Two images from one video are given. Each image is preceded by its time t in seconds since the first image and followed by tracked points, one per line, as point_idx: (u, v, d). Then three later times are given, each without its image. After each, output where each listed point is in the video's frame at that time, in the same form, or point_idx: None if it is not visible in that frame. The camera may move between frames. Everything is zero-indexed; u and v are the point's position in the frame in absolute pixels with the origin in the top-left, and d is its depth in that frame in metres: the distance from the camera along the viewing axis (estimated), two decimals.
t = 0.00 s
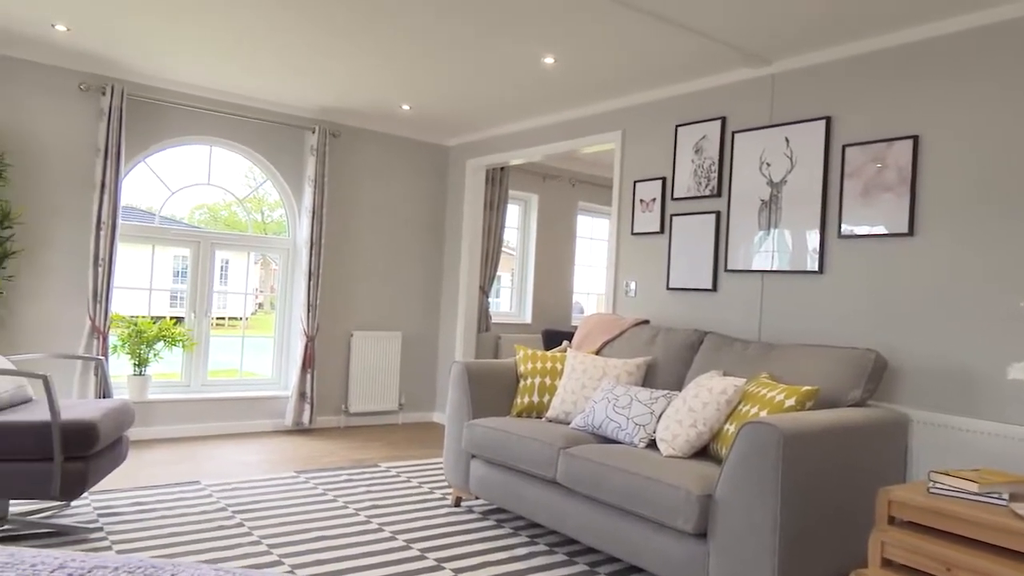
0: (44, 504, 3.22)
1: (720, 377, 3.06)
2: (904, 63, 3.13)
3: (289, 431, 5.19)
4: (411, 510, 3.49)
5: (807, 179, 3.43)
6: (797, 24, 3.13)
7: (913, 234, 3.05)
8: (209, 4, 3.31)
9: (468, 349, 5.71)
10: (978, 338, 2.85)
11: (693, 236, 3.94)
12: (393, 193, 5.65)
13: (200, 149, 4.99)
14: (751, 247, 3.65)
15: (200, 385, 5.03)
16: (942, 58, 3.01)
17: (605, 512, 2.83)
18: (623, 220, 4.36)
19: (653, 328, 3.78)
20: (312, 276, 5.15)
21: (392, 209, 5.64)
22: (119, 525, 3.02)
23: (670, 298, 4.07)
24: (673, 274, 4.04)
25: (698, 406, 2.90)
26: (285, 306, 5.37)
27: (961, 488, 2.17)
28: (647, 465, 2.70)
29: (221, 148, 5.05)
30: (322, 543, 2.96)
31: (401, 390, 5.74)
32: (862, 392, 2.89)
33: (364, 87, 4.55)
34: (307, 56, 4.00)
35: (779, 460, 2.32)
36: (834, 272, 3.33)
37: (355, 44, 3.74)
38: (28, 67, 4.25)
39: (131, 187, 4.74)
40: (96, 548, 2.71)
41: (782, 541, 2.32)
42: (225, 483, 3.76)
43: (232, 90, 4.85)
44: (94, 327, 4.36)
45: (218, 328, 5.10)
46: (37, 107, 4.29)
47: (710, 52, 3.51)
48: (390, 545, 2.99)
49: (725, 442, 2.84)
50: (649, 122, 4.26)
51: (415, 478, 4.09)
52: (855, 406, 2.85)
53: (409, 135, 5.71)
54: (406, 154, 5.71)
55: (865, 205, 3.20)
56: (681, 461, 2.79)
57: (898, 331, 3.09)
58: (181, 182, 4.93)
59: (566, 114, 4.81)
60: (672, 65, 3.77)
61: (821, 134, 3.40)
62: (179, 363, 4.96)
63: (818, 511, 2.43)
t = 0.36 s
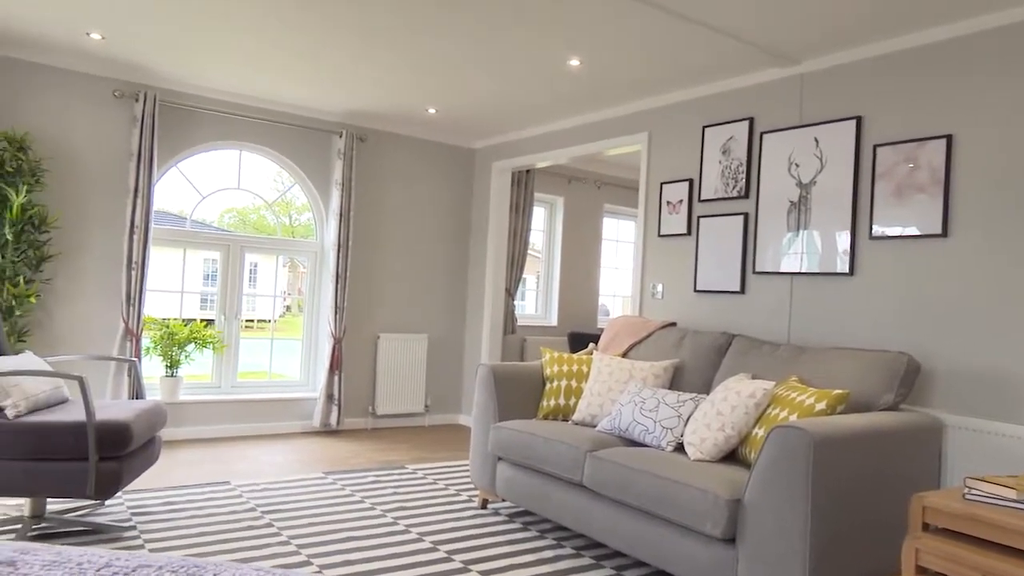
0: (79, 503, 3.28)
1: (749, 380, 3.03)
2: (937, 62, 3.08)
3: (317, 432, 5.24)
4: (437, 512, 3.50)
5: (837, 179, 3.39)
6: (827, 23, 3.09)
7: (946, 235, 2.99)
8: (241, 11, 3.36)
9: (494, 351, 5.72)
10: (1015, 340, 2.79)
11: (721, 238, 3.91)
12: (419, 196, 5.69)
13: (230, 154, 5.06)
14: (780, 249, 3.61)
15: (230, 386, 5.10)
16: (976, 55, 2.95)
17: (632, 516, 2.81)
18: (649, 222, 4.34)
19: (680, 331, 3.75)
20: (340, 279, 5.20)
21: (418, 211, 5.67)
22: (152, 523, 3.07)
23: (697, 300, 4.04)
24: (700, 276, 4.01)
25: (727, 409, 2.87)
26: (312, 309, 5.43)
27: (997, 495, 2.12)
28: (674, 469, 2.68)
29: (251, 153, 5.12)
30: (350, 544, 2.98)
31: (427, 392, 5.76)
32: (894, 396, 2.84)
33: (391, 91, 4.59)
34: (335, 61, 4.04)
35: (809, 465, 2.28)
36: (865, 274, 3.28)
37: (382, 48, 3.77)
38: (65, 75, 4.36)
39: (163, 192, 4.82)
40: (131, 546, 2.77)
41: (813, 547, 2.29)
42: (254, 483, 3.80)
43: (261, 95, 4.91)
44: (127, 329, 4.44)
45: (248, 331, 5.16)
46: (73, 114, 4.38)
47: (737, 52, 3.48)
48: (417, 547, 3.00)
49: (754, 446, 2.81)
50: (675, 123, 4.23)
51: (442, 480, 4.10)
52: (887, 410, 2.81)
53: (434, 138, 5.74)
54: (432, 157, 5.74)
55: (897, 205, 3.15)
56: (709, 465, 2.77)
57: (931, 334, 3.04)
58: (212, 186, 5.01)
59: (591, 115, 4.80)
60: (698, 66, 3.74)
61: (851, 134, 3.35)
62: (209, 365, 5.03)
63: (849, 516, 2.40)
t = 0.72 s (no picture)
0: (116, 503, 3.34)
1: (781, 384, 2.99)
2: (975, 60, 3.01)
3: (347, 434, 5.28)
4: (466, 515, 3.50)
5: (870, 180, 3.33)
6: (860, 22, 3.04)
7: (985, 237, 2.93)
8: (274, 19, 3.41)
9: (522, 354, 5.72)
10: None
11: (752, 240, 3.86)
12: (447, 200, 5.71)
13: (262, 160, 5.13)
14: (812, 251, 3.56)
15: (261, 389, 5.16)
16: (1015, 52, 2.88)
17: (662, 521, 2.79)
18: (678, 225, 4.31)
19: (711, 334, 3.71)
20: (369, 282, 5.24)
21: (446, 215, 5.69)
22: (186, 523, 3.12)
23: (728, 303, 3.99)
24: (730, 279, 3.97)
25: (759, 414, 2.84)
26: (342, 312, 5.47)
27: None
28: (705, 474, 2.65)
29: (282, 158, 5.18)
30: (379, 546, 2.99)
31: (456, 395, 5.78)
32: (932, 402, 2.78)
33: (419, 95, 4.62)
34: (365, 67, 4.07)
35: (843, 471, 2.25)
36: (900, 277, 3.22)
37: (410, 54, 3.79)
38: (103, 83, 4.45)
39: (197, 197, 4.90)
40: (166, 545, 2.81)
41: (847, 555, 2.25)
42: (285, 485, 3.84)
43: (292, 101, 4.97)
44: (162, 332, 4.52)
45: (279, 334, 5.23)
46: (110, 122, 4.48)
47: (769, 52, 3.44)
48: (446, 550, 3.00)
49: (786, 452, 2.77)
50: (705, 125, 4.19)
51: (470, 483, 4.11)
52: (924, 416, 2.75)
53: (462, 142, 5.76)
54: (460, 161, 5.76)
55: (934, 207, 3.09)
56: (741, 470, 2.73)
57: (970, 338, 2.97)
58: (244, 191, 5.08)
59: (620, 118, 4.77)
60: (728, 67, 3.71)
61: (885, 134, 3.29)
62: (241, 368, 5.10)
63: (885, 524, 2.35)
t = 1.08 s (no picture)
0: (148, 504, 3.40)
1: (811, 389, 2.95)
2: (1009, 58, 2.95)
3: (373, 438, 5.31)
4: (491, 519, 3.50)
5: (901, 182, 3.28)
6: (890, 22, 3.00)
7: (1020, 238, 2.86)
8: (302, 26, 3.45)
9: (548, 358, 5.71)
10: None
11: (780, 243, 3.82)
12: (472, 204, 5.73)
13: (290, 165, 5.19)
14: (842, 254, 3.52)
15: (289, 392, 5.22)
16: None
17: (689, 527, 2.76)
18: (705, 228, 4.28)
19: (738, 339, 3.68)
20: (395, 286, 5.27)
21: (471, 219, 5.71)
22: (216, 525, 3.16)
23: (755, 307, 3.95)
24: (758, 283, 3.93)
25: (788, 419, 2.81)
26: (368, 316, 5.51)
27: None
28: (733, 479, 2.62)
29: (309, 163, 5.24)
30: (405, 549, 3.00)
31: (481, 399, 5.79)
32: (966, 407, 2.72)
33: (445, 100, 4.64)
34: (391, 73, 4.11)
35: (873, 477, 2.21)
36: (933, 280, 3.16)
37: (435, 58, 3.82)
38: (136, 91, 4.54)
39: (227, 203, 4.97)
40: (195, 547, 2.85)
41: (879, 563, 2.21)
42: (312, 487, 3.88)
43: (319, 107, 5.03)
44: (192, 335, 4.59)
45: (306, 337, 5.28)
46: (143, 129, 4.57)
47: (796, 53, 3.41)
48: (471, 553, 3.01)
49: (815, 457, 2.73)
50: (731, 127, 4.16)
51: (496, 487, 4.10)
52: (958, 422, 2.70)
53: (487, 147, 5.78)
54: (485, 166, 5.78)
55: (967, 208, 3.03)
56: (769, 476, 2.70)
57: (1005, 342, 2.91)
58: (272, 197, 5.14)
59: (645, 121, 4.76)
60: (755, 69, 3.68)
61: (917, 135, 3.24)
62: (269, 371, 5.16)
63: (917, 532, 2.30)
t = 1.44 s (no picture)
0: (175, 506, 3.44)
1: (838, 394, 2.91)
2: None
3: (396, 441, 5.33)
4: (514, 523, 3.50)
5: (930, 184, 3.23)
6: (917, 22, 2.96)
7: None
8: (324, 32, 3.48)
9: (570, 362, 5.70)
10: None
11: (805, 246, 3.78)
12: (495, 209, 5.74)
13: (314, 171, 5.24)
14: (869, 257, 3.47)
15: (313, 395, 5.26)
16: None
17: (714, 532, 2.74)
18: (729, 231, 4.25)
19: (763, 343, 3.64)
20: (418, 290, 5.29)
21: (493, 224, 5.72)
22: (241, 527, 3.19)
23: (780, 311, 3.91)
24: (783, 286, 3.89)
25: (814, 425, 2.77)
26: (391, 320, 5.54)
27: None
28: (758, 485, 2.60)
29: (333, 169, 5.29)
30: (428, 552, 3.01)
31: (503, 403, 5.79)
32: (998, 413, 2.67)
33: (467, 105, 4.66)
34: (413, 78, 4.13)
35: (902, 483, 2.18)
36: (963, 283, 3.11)
37: (457, 63, 3.83)
38: (164, 99, 4.62)
39: (252, 208, 5.03)
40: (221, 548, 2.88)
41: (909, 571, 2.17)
42: (336, 491, 3.90)
43: (343, 113, 5.07)
44: (219, 339, 4.65)
45: (330, 341, 5.32)
46: (171, 136, 4.64)
47: (821, 54, 3.38)
48: (494, 557, 3.00)
49: (843, 464, 2.69)
50: (755, 130, 4.13)
51: (519, 492, 4.10)
52: (990, 428, 2.64)
53: (509, 151, 5.79)
54: (507, 170, 5.80)
55: (998, 210, 2.98)
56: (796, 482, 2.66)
57: None
58: (296, 202, 5.19)
59: (668, 124, 4.74)
60: (779, 71, 3.65)
61: (946, 135, 3.19)
62: (294, 374, 5.21)
63: (949, 540, 2.26)
